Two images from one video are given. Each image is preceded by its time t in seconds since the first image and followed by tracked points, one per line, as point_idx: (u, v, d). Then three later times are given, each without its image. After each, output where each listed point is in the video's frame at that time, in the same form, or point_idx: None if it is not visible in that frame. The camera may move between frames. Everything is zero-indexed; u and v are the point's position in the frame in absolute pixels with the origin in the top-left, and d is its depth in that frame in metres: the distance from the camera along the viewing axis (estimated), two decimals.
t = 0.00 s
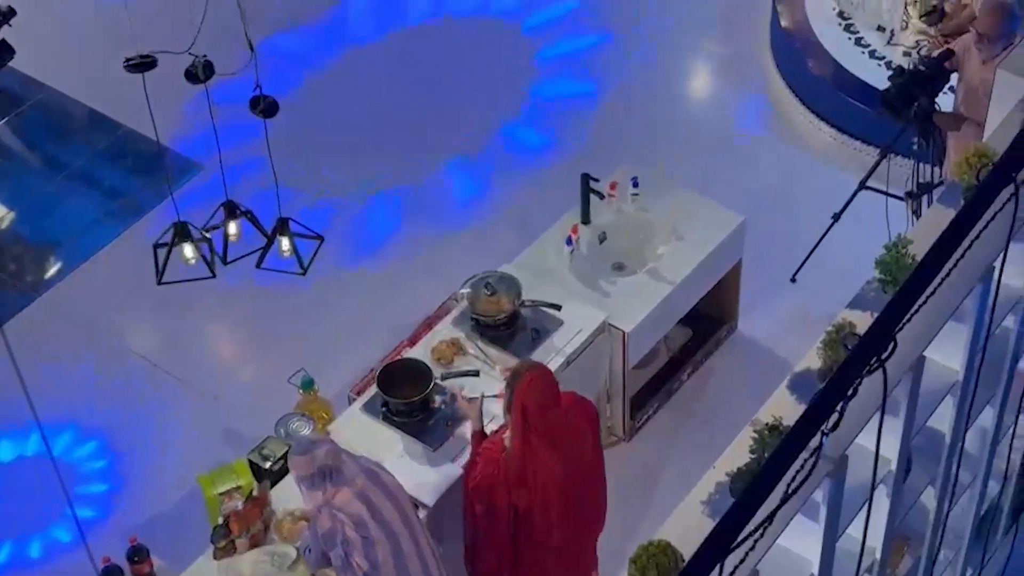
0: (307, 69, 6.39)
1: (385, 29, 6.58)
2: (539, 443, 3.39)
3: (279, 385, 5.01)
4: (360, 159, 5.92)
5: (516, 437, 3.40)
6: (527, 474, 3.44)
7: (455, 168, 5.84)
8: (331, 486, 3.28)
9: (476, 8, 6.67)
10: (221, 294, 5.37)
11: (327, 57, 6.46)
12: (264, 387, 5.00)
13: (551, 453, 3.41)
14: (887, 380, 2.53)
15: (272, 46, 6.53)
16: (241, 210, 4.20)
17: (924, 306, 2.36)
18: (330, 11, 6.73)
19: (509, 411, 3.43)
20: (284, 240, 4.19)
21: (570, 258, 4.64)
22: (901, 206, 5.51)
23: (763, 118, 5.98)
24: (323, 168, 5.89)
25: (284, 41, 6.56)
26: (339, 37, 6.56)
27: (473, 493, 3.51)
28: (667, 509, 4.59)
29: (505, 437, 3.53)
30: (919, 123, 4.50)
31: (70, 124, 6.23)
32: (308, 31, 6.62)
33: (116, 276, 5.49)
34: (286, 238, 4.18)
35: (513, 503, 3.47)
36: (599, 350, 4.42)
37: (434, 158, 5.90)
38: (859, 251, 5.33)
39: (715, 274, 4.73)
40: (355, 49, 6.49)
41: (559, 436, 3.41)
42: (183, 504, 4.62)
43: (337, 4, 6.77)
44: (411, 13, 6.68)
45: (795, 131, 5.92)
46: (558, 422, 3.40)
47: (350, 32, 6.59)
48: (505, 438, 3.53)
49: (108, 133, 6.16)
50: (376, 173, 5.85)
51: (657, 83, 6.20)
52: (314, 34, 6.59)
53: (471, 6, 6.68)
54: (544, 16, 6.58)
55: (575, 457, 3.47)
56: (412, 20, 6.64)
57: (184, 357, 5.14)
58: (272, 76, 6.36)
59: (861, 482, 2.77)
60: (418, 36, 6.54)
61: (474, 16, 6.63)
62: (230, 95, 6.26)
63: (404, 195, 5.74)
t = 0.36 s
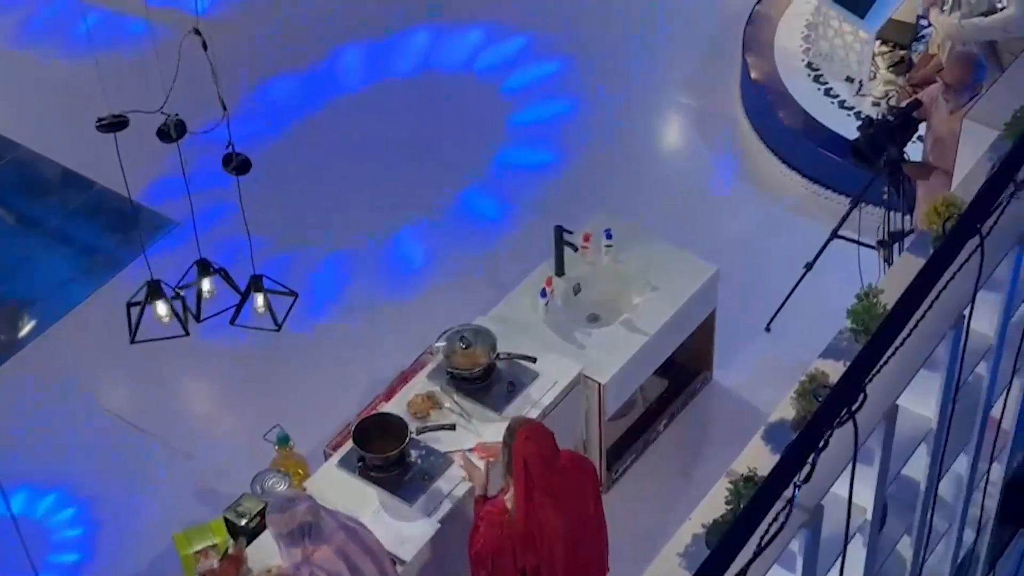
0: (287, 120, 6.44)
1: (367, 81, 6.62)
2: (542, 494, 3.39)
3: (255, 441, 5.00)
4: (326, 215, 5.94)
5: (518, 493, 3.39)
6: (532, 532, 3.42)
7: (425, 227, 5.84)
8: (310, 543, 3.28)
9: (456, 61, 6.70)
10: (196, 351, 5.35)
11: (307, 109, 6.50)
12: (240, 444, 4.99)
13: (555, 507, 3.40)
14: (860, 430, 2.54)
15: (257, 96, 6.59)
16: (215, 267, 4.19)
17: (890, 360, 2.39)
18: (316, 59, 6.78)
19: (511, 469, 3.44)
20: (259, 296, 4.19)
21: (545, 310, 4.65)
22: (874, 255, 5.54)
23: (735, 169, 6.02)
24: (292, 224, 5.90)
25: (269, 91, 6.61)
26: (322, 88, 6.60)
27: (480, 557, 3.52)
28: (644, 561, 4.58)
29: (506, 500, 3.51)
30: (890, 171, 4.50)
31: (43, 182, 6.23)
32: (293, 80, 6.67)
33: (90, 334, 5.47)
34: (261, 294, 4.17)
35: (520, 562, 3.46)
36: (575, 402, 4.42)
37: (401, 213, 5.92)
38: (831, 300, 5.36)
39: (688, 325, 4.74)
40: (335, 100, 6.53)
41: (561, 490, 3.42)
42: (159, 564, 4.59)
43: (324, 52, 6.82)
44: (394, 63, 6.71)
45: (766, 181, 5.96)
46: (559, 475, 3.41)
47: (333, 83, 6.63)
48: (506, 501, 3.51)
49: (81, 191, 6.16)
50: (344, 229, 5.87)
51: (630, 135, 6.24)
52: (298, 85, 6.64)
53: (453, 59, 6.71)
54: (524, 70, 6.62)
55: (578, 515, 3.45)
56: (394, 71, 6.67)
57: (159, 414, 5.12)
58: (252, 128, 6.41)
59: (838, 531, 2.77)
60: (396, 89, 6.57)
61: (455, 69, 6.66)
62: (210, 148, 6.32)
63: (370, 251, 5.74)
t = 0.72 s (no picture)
0: (264, 171, 6.45)
1: (345, 133, 6.63)
2: (532, 545, 3.33)
3: (229, 498, 4.97)
4: (291, 273, 5.92)
5: (506, 547, 3.34)
6: None
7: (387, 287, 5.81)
8: None
9: (436, 114, 6.71)
10: (170, 407, 5.33)
11: (283, 161, 6.51)
12: (214, 501, 4.96)
13: (544, 560, 3.34)
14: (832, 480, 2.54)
15: (239, 146, 6.61)
16: (187, 324, 4.18)
17: (861, 409, 2.39)
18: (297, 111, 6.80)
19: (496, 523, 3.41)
20: (231, 353, 4.18)
21: (519, 362, 4.65)
22: (846, 304, 5.56)
23: (707, 219, 6.05)
24: (257, 281, 5.89)
25: (250, 142, 6.64)
26: (303, 139, 6.62)
27: None
28: None
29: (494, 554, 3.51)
30: (860, 220, 4.49)
31: (15, 239, 6.21)
32: (273, 131, 6.69)
33: (63, 392, 5.45)
34: (233, 350, 4.16)
35: None
36: (551, 454, 4.42)
37: (364, 271, 5.90)
38: (803, 349, 5.38)
39: (662, 375, 4.75)
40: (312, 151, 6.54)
41: (550, 542, 3.37)
42: None
43: (306, 104, 6.84)
44: (374, 115, 6.72)
45: (737, 230, 5.99)
46: (546, 526, 3.37)
47: (314, 133, 6.65)
48: (494, 556, 3.49)
49: (53, 248, 6.14)
50: (306, 288, 5.84)
51: (601, 188, 6.25)
52: (280, 134, 6.66)
53: (435, 112, 6.72)
54: (503, 122, 6.64)
55: (567, 569, 3.39)
56: (373, 122, 6.68)
57: (133, 472, 5.09)
58: (231, 177, 6.43)
59: None
60: (372, 141, 6.57)
61: (434, 122, 6.67)
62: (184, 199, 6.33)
63: (333, 310, 5.72)
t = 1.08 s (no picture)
0: (240, 227, 6.46)
1: (322, 189, 6.63)
2: None
3: (203, 557, 4.93)
4: (259, 330, 5.91)
5: None
6: None
7: (355, 345, 5.79)
8: None
9: (414, 172, 6.71)
10: (141, 467, 5.29)
11: (257, 217, 6.51)
12: (187, 560, 4.92)
13: None
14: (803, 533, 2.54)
15: (218, 202, 6.63)
16: (158, 383, 4.16)
17: (833, 461, 2.39)
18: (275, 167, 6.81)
19: None
20: (203, 412, 4.16)
21: (492, 416, 4.65)
22: (818, 353, 5.58)
23: (678, 271, 6.06)
24: (225, 338, 5.87)
25: (228, 197, 6.65)
26: (281, 194, 6.63)
27: None
28: None
29: None
30: (829, 269, 4.50)
31: None
32: (251, 187, 6.70)
33: (34, 453, 5.41)
34: (205, 410, 4.14)
35: None
36: (526, 507, 4.41)
37: (332, 328, 5.88)
38: (776, 399, 5.39)
39: (637, 427, 4.75)
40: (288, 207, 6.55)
41: None
42: None
43: (284, 159, 6.86)
44: (351, 172, 6.73)
45: (708, 281, 6.00)
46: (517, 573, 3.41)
47: (292, 189, 6.66)
48: None
49: (24, 309, 6.12)
50: (275, 346, 5.82)
51: (573, 243, 6.26)
52: (259, 189, 6.68)
53: (413, 169, 6.72)
54: (480, 179, 6.65)
55: None
56: (349, 180, 6.68)
57: (105, 533, 5.05)
58: (208, 232, 6.45)
59: None
60: (347, 198, 6.58)
61: (411, 178, 6.67)
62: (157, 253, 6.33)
63: (302, 368, 5.69)
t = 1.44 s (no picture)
0: (220, 275, 6.48)
1: (300, 241, 6.64)
2: None
3: None
4: (232, 383, 5.88)
5: None
6: None
7: (327, 399, 5.76)
8: None
9: (396, 225, 6.71)
10: (114, 524, 5.24)
11: (236, 266, 6.53)
12: None
13: None
14: None
15: (206, 247, 6.67)
16: (130, 441, 4.15)
17: (806, 510, 2.39)
18: (260, 217, 6.83)
19: None
20: (175, 468, 4.14)
21: (468, 468, 4.64)
22: (792, 400, 5.60)
23: (652, 321, 6.07)
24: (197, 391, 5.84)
25: (213, 244, 6.68)
26: (265, 242, 6.66)
27: None
28: None
29: None
30: (802, 319, 4.50)
31: None
32: (234, 236, 6.72)
33: (6, 510, 5.36)
34: (177, 467, 4.13)
35: None
36: (502, 559, 4.39)
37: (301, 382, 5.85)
38: (750, 447, 5.40)
39: (612, 477, 4.74)
40: (269, 258, 6.56)
41: None
42: None
43: (270, 210, 6.88)
44: (332, 224, 6.74)
45: (680, 330, 6.02)
46: None
47: (277, 238, 6.68)
48: None
49: None
50: (247, 399, 5.79)
51: (548, 294, 6.26)
52: (246, 237, 6.71)
53: (393, 223, 6.72)
54: (461, 234, 6.63)
55: None
56: (331, 232, 6.69)
57: None
58: (190, 279, 6.48)
59: None
60: (326, 249, 6.58)
61: (391, 232, 6.67)
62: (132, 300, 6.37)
63: (253, 431, 5.63)
